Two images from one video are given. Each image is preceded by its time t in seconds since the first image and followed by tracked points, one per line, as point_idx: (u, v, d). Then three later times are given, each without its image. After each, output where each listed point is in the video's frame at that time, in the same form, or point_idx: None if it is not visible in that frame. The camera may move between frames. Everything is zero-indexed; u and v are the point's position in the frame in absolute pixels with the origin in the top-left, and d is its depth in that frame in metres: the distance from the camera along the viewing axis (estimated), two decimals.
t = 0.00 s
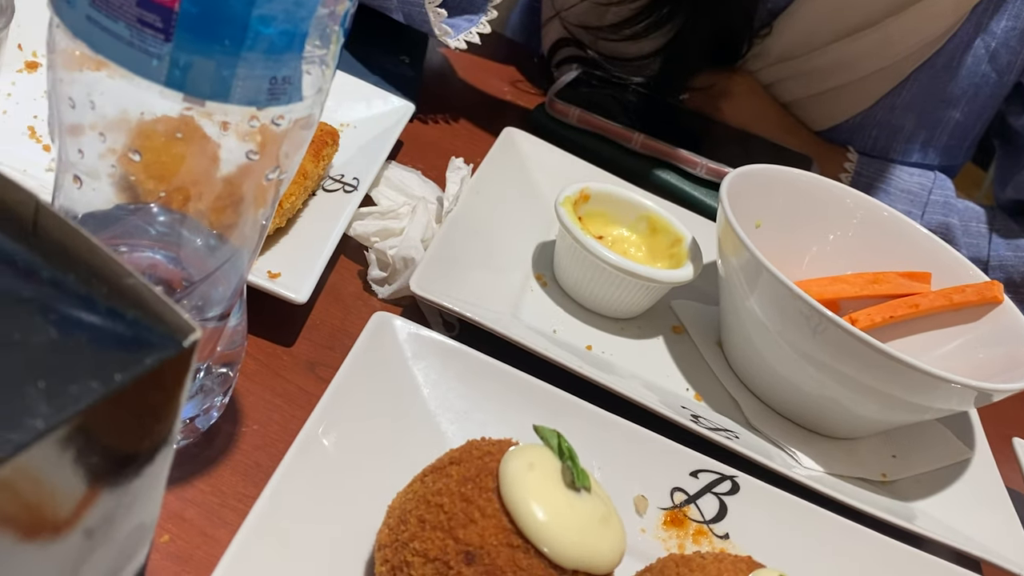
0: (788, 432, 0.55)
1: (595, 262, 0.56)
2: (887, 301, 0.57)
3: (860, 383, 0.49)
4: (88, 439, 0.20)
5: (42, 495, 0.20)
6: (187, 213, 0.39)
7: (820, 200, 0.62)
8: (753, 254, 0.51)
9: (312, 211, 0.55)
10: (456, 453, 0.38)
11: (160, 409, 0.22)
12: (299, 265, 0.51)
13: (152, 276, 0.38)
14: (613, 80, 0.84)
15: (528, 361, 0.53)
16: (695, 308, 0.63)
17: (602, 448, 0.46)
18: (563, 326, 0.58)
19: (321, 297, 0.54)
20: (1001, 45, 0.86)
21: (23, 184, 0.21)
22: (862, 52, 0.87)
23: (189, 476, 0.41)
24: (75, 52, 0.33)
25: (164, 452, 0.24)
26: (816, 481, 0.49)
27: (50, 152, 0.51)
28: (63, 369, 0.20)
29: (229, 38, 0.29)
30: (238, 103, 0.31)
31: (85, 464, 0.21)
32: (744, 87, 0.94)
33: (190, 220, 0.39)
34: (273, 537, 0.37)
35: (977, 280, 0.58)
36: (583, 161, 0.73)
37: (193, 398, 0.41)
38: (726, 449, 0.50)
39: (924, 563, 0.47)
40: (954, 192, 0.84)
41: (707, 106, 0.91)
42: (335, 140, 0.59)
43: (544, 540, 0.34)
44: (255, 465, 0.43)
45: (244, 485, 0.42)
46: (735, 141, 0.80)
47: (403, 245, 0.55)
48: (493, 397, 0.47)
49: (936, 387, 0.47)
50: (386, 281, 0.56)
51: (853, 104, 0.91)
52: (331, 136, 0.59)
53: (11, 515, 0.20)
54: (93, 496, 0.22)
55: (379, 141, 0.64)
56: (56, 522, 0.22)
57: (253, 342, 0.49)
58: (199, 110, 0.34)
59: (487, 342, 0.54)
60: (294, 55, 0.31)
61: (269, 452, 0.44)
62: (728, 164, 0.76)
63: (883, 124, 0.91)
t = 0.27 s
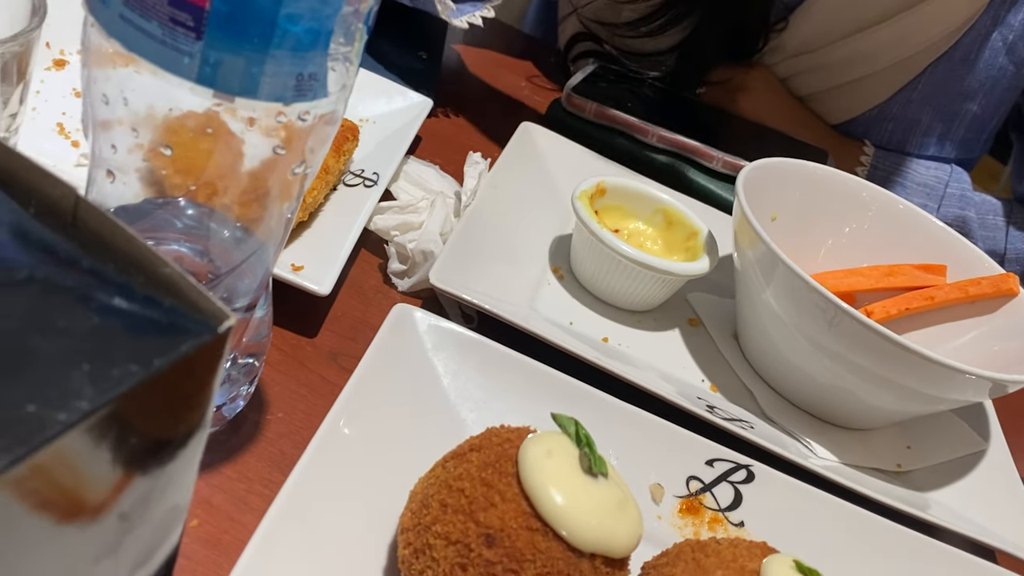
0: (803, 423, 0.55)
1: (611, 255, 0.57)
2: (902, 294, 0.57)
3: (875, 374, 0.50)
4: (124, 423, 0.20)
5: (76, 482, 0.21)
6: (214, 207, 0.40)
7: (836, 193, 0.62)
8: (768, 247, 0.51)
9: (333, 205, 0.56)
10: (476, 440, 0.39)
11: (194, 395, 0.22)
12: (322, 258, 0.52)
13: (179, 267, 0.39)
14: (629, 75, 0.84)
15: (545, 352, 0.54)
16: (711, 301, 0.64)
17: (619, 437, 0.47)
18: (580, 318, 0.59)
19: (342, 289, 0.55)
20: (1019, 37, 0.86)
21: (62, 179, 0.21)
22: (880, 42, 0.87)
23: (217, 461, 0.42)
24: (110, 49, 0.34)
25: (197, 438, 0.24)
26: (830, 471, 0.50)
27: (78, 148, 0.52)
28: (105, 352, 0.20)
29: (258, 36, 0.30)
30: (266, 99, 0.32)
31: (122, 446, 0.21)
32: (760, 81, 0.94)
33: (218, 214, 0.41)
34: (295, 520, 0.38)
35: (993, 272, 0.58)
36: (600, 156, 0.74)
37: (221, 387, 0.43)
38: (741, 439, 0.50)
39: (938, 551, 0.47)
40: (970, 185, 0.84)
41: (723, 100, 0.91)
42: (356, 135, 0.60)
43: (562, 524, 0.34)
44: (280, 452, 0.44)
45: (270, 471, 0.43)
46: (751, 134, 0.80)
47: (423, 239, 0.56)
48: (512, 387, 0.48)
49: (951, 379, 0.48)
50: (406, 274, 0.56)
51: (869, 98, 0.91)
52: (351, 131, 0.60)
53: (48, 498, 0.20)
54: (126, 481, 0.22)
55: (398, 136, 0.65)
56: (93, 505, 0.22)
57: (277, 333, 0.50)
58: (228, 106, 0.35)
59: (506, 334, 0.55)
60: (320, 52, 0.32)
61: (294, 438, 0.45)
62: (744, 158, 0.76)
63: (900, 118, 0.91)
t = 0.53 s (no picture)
0: (812, 415, 0.56)
1: (622, 250, 0.58)
2: (912, 287, 0.58)
3: (882, 366, 0.51)
4: (150, 414, 0.22)
5: (106, 470, 0.22)
6: (237, 207, 0.42)
7: (846, 188, 0.63)
8: (777, 242, 0.52)
9: (350, 204, 0.58)
10: (488, 430, 0.40)
11: (218, 387, 0.23)
12: (339, 256, 0.53)
13: (204, 264, 0.40)
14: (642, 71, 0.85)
15: (558, 346, 0.56)
16: (723, 295, 0.64)
17: (629, 428, 0.48)
18: (592, 312, 0.60)
19: (360, 286, 0.56)
20: None
21: (92, 182, 0.23)
22: (891, 35, 0.89)
23: (240, 452, 0.44)
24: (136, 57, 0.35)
25: (219, 432, 0.25)
26: (840, 462, 0.51)
27: (103, 150, 0.54)
28: (131, 347, 0.22)
29: (276, 44, 0.31)
30: (285, 104, 0.34)
31: (151, 434, 0.22)
32: (774, 76, 0.94)
33: (240, 213, 0.42)
34: (314, 508, 0.40)
35: (1002, 264, 0.59)
36: (612, 153, 0.75)
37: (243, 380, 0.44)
38: (751, 430, 0.51)
39: (946, 539, 0.48)
40: (983, 177, 0.84)
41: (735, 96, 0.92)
42: (372, 135, 0.61)
43: (570, 510, 0.36)
44: (300, 443, 0.46)
45: (291, 461, 0.45)
46: (764, 129, 0.81)
47: (437, 236, 0.58)
48: (525, 379, 0.49)
49: (958, 370, 0.48)
50: (421, 270, 0.58)
51: (881, 92, 0.92)
52: (367, 131, 0.61)
53: (72, 492, 0.22)
54: (155, 469, 0.24)
55: (413, 135, 0.66)
56: (124, 491, 0.23)
57: (297, 327, 0.52)
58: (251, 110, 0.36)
59: (519, 328, 0.56)
60: (335, 59, 0.34)
61: (311, 431, 0.47)
62: (757, 153, 0.77)
63: (912, 110, 0.91)
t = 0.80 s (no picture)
0: (829, 412, 0.55)
1: (633, 247, 0.57)
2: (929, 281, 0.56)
3: (900, 363, 0.49)
4: (149, 421, 0.21)
5: (103, 480, 0.22)
6: (239, 208, 0.41)
7: (861, 181, 0.61)
8: (791, 237, 0.51)
9: (356, 203, 0.57)
10: (496, 434, 0.39)
11: (216, 393, 0.23)
12: (346, 256, 0.53)
13: (207, 269, 0.41)
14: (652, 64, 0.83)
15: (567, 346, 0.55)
16: (736, 292, 0.63)
17: (641, 429, 0.47)
18: (603, 311, 0.59)
19: (367, 286, 0.56)
20: None
21: (84, 185, 0.22)
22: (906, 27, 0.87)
23: (246, 457, 0.43)
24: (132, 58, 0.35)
25: (218, 440, 0.25)
26: (857, 461, 0.50)
27: (108, 151, 0.54)
28: (127, 354, 0.21)
29: (274, 42, 0.31)
30: (285, 104, 0.33)
31: (148, 445, 0.22)
32: (786, 67, 0.93)
33: (242, 214, 0.42)
34: (320, 513, 0.39)
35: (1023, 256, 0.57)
36: (622, 147, 0.74)
37: (248, 383, 0.44)
38: (766, 430, 0.50)
39: (968, 541, 0.47)
40: (1003, 167, 0.82)
41: (746, 88, 0.90)
42: (378, 133, 0.61)
43: (580, 516, 0.35)
44: (307, 447, 0.45)
45: (297, 466, 0.44)
46: (778, 121, 0.79)
47: (445, 234, 0.57)
48: (535, 380, 0.49)
49: (979, 367, 0.47)
50: (429, 270, 0.57)
51: (897, 83, 0.90)
52: (374, 130, 0.61)
53: (65, 507, 0.21)
54: (155, 477, 0.23)
55: (420, 133, 0.65)
56: (124, 500, 0.23)
57: (303, 329, 0.51)
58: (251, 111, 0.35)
59: (528, 327, 0.55)
60: (335, 56, 0.33)
61: (318, 434, 0.46)
62: (770, 145, 0.75)
63: (929, 100, 0.89)
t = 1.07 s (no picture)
0: (835, 414, 0.54)
1: (634, 248, 0.56)
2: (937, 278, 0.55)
3: (907, 363, 0.48)
4: (140, 438, 0.21)
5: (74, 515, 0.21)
6: (228, 218, 0.41)
7: (867, 176, 0.60)
8: (794, 236, 0.50)
9: (353, 209, 0.57)
10: (492, 446, 0.39)
11: (197, 411, 0.23)
12: (342, 264, 0.52)
13: (200, 281, 0.41)
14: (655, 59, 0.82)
15: (568, 351, 0.54)
16: (741, 292, 0.62)
17: (642, 436, 0.46)
18: (604, 313, 0.58)
19: (364, 293, 0.55)
20: None
21: (58, 205, 0.22)
22: (913, 17, 0.86)
23: (242, 470, 0.43)
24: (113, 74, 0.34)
25: (204, 455, 0.25)
26: (866, 464, 0.49)
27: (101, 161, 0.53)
28: (105, 380, 0.20)
29: (254, 54, 0.30)
30: (268, 116, 0.32)
31: (140, 460, 0.22)
32: (791, 60, 0.92)
33: (232, 225, 0.41)
34: (316, 527, 0.39)
35: None
36: (624, 146, 0.73)
37: (241, 396, 0.43)
38: (771, 434, 0.49)
39: (979, 545, 0.46)
40: (1012, 159, 0.81)
41: (749, 82, 0.89)
42: (375, 137, 0.60)
43: (580, 532, 0.34)
44: (303, 459, 0.45)
45: (293, 478, 0.44)
46: (782, 116, 0.78)
47: (443, 240, 0.56)
48: (534, 387, 0.48)
49: (988, 366, 0.46)
50: (428, 275, 0.57)
51: (904, 74, 0.89)
52: (370, 134, 0.60)
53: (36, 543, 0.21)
54: (145, 491, 0.23)
55: (417, 135, 0.64)
56: (106, 522, 0.23)
57: (300, 339, 0.51)
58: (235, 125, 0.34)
59: (528, 332, 0.55)
60: (318, 66, 0.32)
61: (315, 445, 0.46)
62: (774, 141, 0.74)
63: (934, 91, 0.88)
